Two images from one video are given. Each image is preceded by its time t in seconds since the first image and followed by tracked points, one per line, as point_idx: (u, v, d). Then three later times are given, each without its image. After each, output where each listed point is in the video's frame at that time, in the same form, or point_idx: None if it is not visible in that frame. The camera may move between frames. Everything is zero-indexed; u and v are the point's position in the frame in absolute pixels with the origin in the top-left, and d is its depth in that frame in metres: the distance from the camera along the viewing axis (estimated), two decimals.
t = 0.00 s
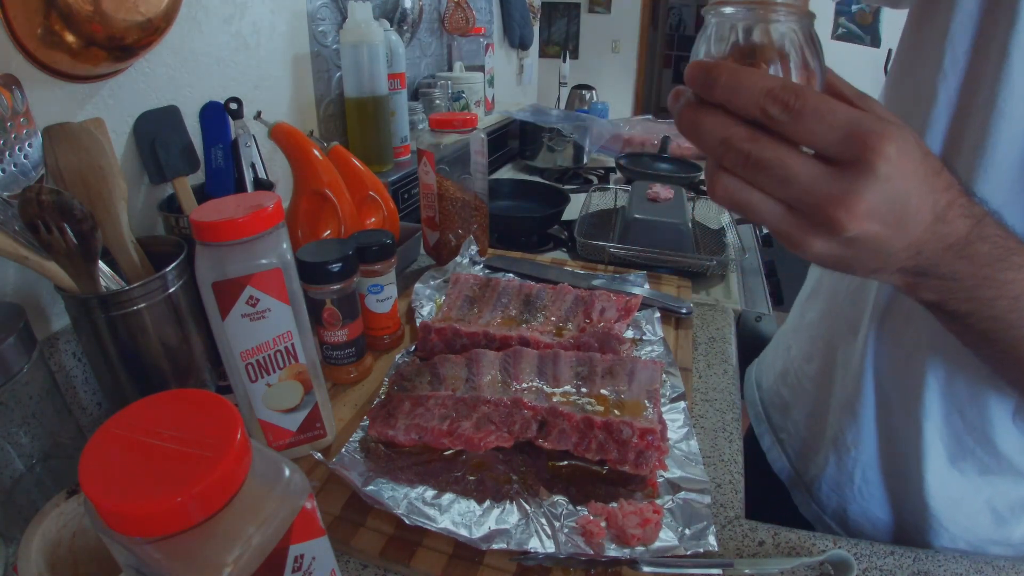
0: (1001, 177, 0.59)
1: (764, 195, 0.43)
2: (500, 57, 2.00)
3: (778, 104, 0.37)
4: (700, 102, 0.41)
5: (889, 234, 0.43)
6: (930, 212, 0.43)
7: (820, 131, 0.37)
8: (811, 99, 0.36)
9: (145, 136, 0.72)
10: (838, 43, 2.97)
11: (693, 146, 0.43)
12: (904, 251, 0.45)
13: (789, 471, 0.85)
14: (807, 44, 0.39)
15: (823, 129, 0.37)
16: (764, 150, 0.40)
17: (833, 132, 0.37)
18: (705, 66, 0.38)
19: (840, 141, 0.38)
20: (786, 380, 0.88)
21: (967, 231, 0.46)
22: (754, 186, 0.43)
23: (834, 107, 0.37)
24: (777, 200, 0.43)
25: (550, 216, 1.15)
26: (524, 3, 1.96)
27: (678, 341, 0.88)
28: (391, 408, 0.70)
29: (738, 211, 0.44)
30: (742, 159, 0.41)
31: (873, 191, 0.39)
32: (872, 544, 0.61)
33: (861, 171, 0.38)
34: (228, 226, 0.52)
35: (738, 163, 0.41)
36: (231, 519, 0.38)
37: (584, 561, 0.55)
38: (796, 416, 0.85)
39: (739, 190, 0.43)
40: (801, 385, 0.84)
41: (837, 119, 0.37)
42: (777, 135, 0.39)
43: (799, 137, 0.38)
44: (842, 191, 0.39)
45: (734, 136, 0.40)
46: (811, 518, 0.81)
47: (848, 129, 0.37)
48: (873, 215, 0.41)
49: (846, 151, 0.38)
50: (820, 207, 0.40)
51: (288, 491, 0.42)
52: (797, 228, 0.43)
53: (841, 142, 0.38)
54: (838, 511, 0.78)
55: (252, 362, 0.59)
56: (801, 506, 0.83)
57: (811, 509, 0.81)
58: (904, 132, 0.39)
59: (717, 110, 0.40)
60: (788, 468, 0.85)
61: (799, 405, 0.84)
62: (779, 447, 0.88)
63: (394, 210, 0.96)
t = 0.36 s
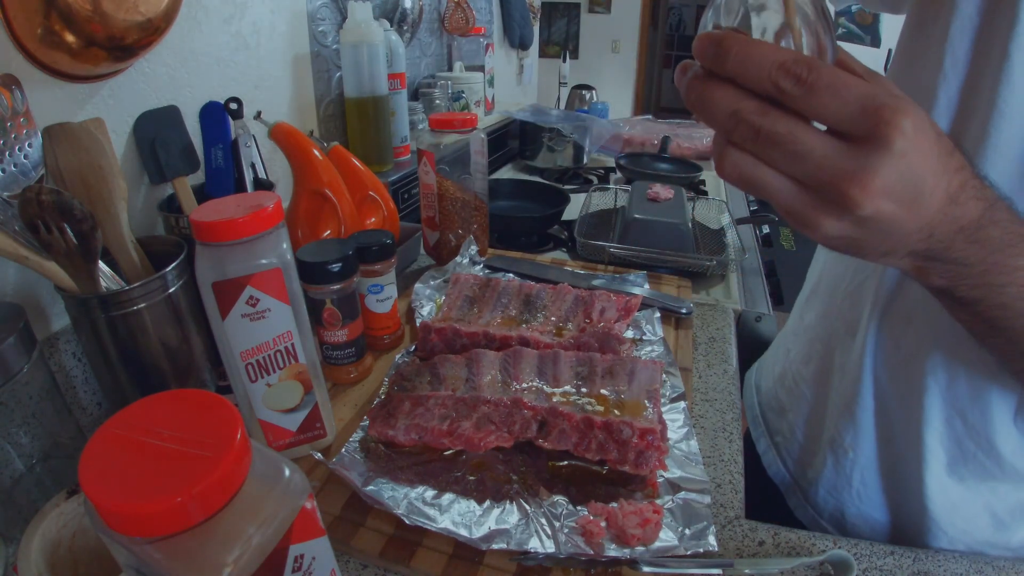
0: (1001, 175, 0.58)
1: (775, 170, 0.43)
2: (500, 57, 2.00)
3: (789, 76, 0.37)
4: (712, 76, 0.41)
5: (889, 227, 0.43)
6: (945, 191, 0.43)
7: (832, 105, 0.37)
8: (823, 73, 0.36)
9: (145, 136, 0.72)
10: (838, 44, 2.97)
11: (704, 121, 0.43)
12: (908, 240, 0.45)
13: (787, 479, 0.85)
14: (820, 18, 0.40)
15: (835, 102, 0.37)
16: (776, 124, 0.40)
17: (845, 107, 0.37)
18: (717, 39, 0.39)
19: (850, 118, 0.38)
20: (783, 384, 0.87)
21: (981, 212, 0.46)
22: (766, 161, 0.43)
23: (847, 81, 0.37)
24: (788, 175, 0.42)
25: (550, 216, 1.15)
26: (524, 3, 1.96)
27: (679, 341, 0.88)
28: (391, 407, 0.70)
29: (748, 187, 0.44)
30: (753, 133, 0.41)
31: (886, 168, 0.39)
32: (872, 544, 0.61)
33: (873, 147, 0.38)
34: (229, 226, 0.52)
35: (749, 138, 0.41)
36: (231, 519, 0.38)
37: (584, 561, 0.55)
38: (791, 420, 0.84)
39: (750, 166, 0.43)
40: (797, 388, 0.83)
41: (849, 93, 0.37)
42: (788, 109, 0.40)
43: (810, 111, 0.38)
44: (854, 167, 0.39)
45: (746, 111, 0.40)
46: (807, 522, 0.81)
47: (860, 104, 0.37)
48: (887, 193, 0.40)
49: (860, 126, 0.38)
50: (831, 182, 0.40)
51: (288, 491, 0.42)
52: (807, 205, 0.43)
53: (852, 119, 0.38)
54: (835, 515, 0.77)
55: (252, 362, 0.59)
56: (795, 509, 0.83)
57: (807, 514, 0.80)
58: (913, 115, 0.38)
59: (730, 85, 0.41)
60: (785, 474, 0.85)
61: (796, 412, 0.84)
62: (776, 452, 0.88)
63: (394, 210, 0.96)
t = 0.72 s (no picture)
0: (1000, 175, 0.58)
1: (763, 176, 0.43)
2: (500, 57, 2.00)
3: (775, 86, 0.37)
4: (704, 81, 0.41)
5: (889, 225, 0.43)
6: (940, 195, 0.43)
7: (818, 115, 0.37)
8: (809, 82, 0.36)
9: (145, 136, 0.72)
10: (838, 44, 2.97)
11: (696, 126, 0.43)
12: (904, 243, 0.45)
13: (789, 480, 0.85)
14: (815, 24, 0.39)
15: (821, 112, 0.37)
16: (763, 132, 0.40)
17: (832, 116, 0.37)
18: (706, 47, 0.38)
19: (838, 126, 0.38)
20: (784, 384, 0.87)
21: (980, 217, 0.47)
22: (755, 165, 0.43)
23: (833, 91, 0.36)
24: (776, 181, 0.43)
25: (550, 216, 1.15)
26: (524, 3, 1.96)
27: (679, 341, 0.88)
28: (391, 407, 0.70)
29: (737, 190, 0.44)
30: (741, 140, 0.41)
31: (872, 178, 0.39)
32: (872, 544, 0.61)
33: (860, 156, 0.38)
34: (229, 226, 0.52)
35: (738, 144, 0.42)
36: (231, 519, 0.38)
37: (584, 561, 0.55)
38: (792, 420, 0.84)
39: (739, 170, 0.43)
40: (799, 388, 0.83)
41: (835, 103, 0.37)
42: (777, 116, 0.39)
43: (797, 120, 0.38)
44: (840, 176, 0.39)
45: (734, 118, 0.40)
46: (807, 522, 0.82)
47: (847, 113, 0.37)
48: (875, 200, 0.40)
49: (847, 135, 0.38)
50: (815, 190, 0.40)
51: (288, 491, 0.42)
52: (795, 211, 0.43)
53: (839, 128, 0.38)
54: (837, 516, 0.78)
55: (252, 362, 0.59)
56: (798, 511, 0.83)
57: (809, 515, 0.81)
58: (911, 115, 0.38)
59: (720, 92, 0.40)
60: (786, 475, 0.86)
61: (796, 412, 0.84)
62: (775, 453, 0.88)
63: (394, 210, 0.96)
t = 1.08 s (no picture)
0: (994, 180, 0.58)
1: (757, 185, 0.43)
2: (500, 57, 2.00)
3: (773, 92, 0.37)
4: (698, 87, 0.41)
5: (885, 231, 0.43)
6: (938, 200, 0.43)
7: (816, 121, 0.37)
8: (807, 88, 0.36)
9: (145, 137, 0.72)
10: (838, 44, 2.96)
11: (688, 134, 0.42)
12: (906, 245, 0.45)
13: (782, 481, 0.85)
14: (810, 32, 0.39)
15: (818, 118, 0.37)
16: (759, 139, 0.39)
17: (829, 122, 0.37)
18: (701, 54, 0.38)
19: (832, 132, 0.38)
20: (779, 386, 0.87)
21: (972, 225, 0.47)
22: (749, 174, 0.42)
23: (829, 98, 0.36)
24: (770, 190, 0.42)
25: (550, 216, 1.15)
26: (524, 3, 1.96)
27: (678, 341, 0.88)
28: (391, 407, 0.70)
29: (729, 199, 0.44)
30: (736, 148, 0.41)
31: (869, 185, 0.39)
32: (872, 544, 0.61)
33: (856, 163, 0.38)
34: (229, 226, 0.52)
35: (732, 152, 0.41)
36: (230, 520, 0.38)
37: (584, 561, 0.55)
38: (786, 423, 0.84)
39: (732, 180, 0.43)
40: (792, 390, 0.83)
41: (833, 109, 0.37)
42: (772, 123, 0.39)
43: (794, 127, 0.37)
44: (835, 184, 0.39)
45: (730, 125, 0.40)
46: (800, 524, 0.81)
47: (844, 119, 0.37)
48: (871, 208, 0.40)
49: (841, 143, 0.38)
50: (812, 198, 0.40)
51: (288, 491, 0.42)
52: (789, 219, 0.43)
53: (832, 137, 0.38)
54: (830, 517, 0.78)
55: (252, 362, 0.59)
56: (790, 514, 0.83)
57: (802, 517, 0.80)
58: (904, 122, 0.39)
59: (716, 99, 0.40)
60: (779, 477, 0.85)
61: (790, 414, 0.83)
62: (768, 455, 0.88)
63: (394, 210, 0.96)
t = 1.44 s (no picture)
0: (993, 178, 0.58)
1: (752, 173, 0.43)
2: (500, 57, 2.00)
3: (765, 81, 0.36)
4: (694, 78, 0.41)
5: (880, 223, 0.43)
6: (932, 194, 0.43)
7: (809, 109, 0.37)
8: (799, 75, 0.36)
9: (145, 136, 0.72)
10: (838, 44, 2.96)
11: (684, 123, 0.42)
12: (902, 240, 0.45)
13: (777, 480, 0.84)
14: (803, 21, 0.40)
15: (811, 106, 0.36)
16: (752, 128, 0.39)
17: (822, 110, 0.37)
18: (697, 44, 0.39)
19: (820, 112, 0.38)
20: (775, 385, 0.86)
21: (970, 226, 0.47)
22: (743, 163, 0.42)
23: (824, 84, 0.36)
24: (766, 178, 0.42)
25: (550, 216, 1.15)
26: (524, 3, 1.96)
27: (678, 341, 0.88)
28: (391, 407, 0.70)
29: (725, 187, 0.44)
30: (730, 136, 0.41)
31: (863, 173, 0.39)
32: (871, 543, 0.61)
33: (849, 152, 0.38)
34: (229, 226, 0.52)
35: (727, 140, 0.41)
36: (230, 520, 0.38)
37: (584, 561, 0.55)
38: (782, 422, 0.84)
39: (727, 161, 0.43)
40: (788, 388, 0.83)
41: (826, 97, 0.36)
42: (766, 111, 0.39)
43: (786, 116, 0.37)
44: (827, 172, 0.39)
45: (723, 113, 0.40)
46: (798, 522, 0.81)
47: (838, 107, 0.37)
48: (865, 197, 0.40)
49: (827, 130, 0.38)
50: (805, 187, 0.40)
51: (288, 491, 0.42)
52: (783, 207, 0.43)
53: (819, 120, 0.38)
54: (827, 516, 0.78)
55: (252, 362, 0.59)
56: (787, 512, 0.83)
57: (799, 515, 0.81)
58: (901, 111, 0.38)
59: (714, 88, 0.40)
60: (774, 477, 0.85)
61: (787, 412, 0.83)
62: (764, 453, 0.87)
63: (394, 210, 0.96)
